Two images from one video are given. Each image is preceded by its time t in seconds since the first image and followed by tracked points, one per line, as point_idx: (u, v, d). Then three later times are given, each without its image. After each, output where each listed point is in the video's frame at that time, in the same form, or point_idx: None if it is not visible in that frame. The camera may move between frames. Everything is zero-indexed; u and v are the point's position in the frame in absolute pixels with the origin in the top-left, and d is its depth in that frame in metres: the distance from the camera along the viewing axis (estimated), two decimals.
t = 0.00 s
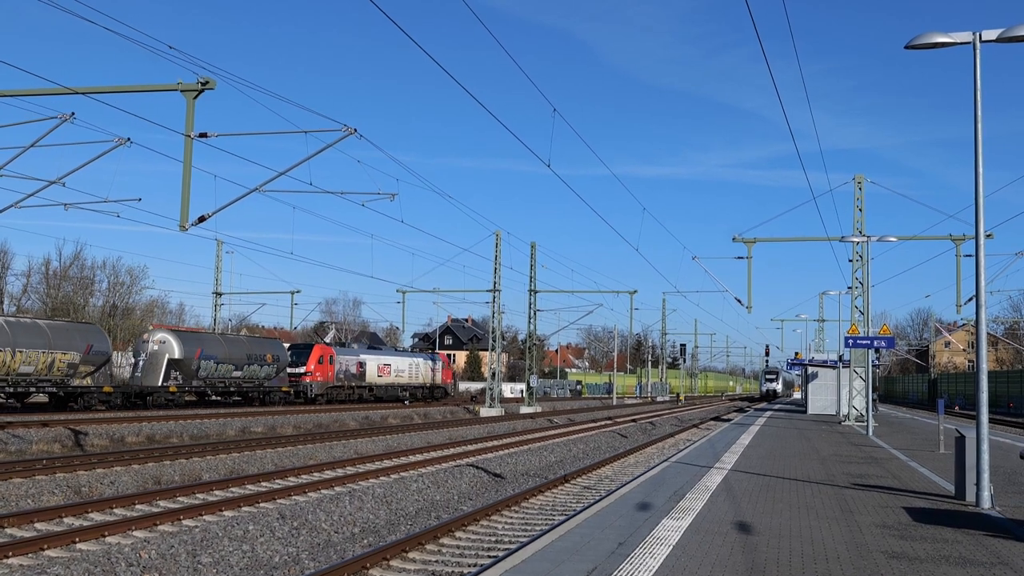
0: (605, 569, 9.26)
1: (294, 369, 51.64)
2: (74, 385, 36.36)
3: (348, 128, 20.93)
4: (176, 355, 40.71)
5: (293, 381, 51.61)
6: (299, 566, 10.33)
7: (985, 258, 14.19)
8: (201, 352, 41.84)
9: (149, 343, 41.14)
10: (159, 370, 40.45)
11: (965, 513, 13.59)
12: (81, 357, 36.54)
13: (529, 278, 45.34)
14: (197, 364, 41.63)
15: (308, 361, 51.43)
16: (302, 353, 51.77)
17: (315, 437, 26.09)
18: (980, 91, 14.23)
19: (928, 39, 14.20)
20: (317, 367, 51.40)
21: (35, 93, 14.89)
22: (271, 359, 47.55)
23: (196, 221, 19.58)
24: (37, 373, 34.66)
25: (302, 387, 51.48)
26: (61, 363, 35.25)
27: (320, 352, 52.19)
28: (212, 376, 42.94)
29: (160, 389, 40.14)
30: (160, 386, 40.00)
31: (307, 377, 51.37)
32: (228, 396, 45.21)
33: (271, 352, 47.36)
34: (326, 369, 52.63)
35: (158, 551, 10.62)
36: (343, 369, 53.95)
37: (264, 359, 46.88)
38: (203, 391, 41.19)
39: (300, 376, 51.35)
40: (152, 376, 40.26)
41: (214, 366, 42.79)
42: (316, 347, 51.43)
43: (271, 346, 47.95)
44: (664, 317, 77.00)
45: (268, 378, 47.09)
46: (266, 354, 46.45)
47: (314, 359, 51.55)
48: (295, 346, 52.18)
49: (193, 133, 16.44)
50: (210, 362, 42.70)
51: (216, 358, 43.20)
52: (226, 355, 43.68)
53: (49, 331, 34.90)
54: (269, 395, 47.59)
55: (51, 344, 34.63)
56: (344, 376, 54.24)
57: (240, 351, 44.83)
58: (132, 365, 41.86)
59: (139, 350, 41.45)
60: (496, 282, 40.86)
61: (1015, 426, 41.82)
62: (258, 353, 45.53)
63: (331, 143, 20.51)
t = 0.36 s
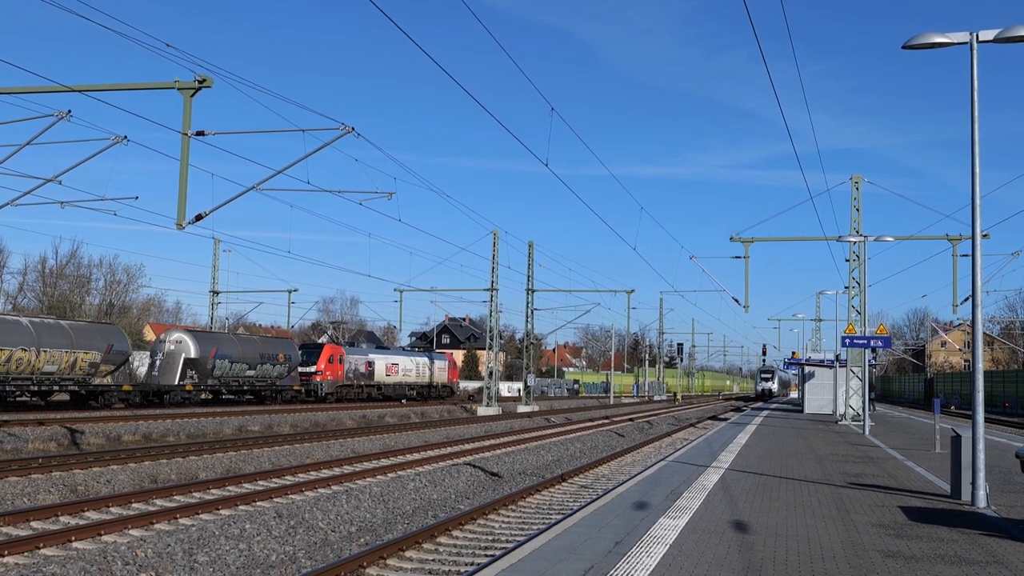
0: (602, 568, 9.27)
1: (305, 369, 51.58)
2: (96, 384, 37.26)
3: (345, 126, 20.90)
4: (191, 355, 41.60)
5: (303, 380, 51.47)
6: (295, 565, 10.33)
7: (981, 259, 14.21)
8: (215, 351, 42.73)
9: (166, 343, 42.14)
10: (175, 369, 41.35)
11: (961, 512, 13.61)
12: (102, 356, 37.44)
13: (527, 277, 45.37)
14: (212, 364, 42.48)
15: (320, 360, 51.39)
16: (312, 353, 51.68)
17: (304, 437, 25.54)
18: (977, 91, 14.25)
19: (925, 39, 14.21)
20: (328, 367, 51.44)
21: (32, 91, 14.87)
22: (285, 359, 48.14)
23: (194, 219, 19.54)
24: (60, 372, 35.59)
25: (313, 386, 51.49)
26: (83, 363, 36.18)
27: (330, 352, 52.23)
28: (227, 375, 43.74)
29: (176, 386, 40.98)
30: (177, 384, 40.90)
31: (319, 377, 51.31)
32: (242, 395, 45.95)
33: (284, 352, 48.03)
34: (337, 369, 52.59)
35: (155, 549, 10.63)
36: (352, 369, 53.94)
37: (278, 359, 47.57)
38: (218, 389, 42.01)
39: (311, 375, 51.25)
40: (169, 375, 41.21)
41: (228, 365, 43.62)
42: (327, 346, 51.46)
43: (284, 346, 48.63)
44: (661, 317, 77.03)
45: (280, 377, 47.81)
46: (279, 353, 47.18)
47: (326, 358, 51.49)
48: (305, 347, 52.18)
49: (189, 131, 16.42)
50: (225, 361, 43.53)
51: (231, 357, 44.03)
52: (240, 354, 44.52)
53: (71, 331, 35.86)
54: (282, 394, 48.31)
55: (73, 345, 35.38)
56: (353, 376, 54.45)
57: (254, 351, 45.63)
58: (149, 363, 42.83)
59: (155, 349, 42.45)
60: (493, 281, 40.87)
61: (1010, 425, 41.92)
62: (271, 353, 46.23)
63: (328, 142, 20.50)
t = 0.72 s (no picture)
0: (596, 568, 9.28)
1: (313, 368, 52.53)
2: (113, 383, 37.56)
3: (338, 126, 20.84)
4: (204, 355, 42.22)
5: (311, 380, 52.36)
6: (289, 565, 10.32)
7: (975, 259, 14.24)
8: (227, 352, 43.30)
9: (179, 342, 42.72)
10: (189, 368, 41.87)
11: (954, 512, 13.64)
12: (119, 356, 37.66)
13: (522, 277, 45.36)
14: (224, 364, 43.15)
15: (327, 360, 52.12)
16: (320, 353, 52.50)
17: (297, 437, 25.34)
18: (971, 91, 14.28)
19: (920, 39, 14.25)
20: (335, 367, 52.13)
21: (25, 89, 14.84)
22: (293, 360, 48.43)
23: (188, 218, 19.52)
24: (80, 371, 36.00)
25: (321, 385, 52.46)
26: (102, 363, 36.49)
27: (337, 352, 53.02)
28: (237, 375, 44.26)
29: (190, 386, 41.71)
30: (190, 383, 41.57)
31: (326, 376, 52.14)
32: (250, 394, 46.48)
33: (293, 352, 48.37)
34: (344, 368, 53.35)
35: (148, 548, 10.61)
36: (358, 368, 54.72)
37: (286, 359, 47.97)
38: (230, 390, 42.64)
39: (319, 375, 52.12)
40: (182, 374, 41.87)
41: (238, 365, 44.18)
42: (333, 347, 52.20)
43: (293, 346, 49.10)
44: (656, 317, 77.03)
45: (288, 377, 48.30)
46: (287, 354, 47.65)
47: (332, 359, 52.23)
48: (313, 346, 53.03)
49: (184, 130, 16.40)
50: (236, 362, 44.13)
51: (242, 357, 44.61)
52: (251, 354, 45.07)
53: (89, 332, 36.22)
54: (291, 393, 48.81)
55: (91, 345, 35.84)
56: (360, 376, 55.01)
57: (264, 351, 46.13)
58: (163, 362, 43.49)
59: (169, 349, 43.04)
60: (488, 280, 40.86)
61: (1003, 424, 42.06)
62: (281, 353, 46.69)
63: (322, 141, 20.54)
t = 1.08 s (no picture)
0: (593, 567, 9.30)
1: (323, 369, 52.31)
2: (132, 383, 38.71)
3: (335, 125, 21.17)
4: (219, 355, 42.64)
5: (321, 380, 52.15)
6: (285, 565, 10.32)
7: (971, 259, 14.27)
8: (241, 352, 43.66)
9: (194, 343, 43.10)
10: (205, 369, 42.44)
11: (950, 512, 13.69)
12: (138, 357, 38.89)
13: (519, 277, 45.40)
14: (238, 364, 43.55)
15: (337, 360, 52.00)
16: (329, 353, 52.31)
17: (294, 437, 25.34)
18: (968, 92, 14.31)
19: (916, 40, 14.28)
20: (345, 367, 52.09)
21: (22, 89, 14.82)
22: (305, 360, 48.88)
23: (186, 219, 19.52)
24: (102, 371, 36.85)
25: (331, 386, 52.23)
26: (123, 362, 37.63)
27: (347, 352, 52.99)
28: (251, 375, 44.67)
29: (205, 386, 42.28)
30: (206, 383, 42.20)
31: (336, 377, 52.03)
32: (263, 394, 46.91)
33: (303, 352, 48.74)
34: (353, 369, 53.38)
35: (145, 548, 10.61)
36: (367, 369, 54.69)
37: (298, 359, 48.33)
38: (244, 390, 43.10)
39: (328, 375, 51.87)
40: (198, 374, 42.33)
41: (252, 366, 44.58)
42: (343, 347, 52.17)
43: (304, 346, 49.43)
44: (653, 317, 77.06)
45: (300, 377, 48.59)
46: (299, 355, 47.98)
47: (342, 359, 52.12)
48: (322, 347, 52.88)
49: (181, 130, 16.39)
50: (249, 362, 44.51)
51: (255, 357, 44.92)
52: (264, 355, 45.37)
53: (110, 332, 37.40)
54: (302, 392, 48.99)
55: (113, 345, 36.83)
56: (368, 376, 55.15)
57: (276, 351, 46.44)
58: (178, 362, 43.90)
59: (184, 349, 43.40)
60: (486, 280, 40.88)
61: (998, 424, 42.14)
62: (292, 353, 47.00)
63: (318, 140, 20.85)
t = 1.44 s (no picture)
0: (588, 567, 9.31)
1: (330, 369, 52.85)
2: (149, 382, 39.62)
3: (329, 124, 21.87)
4: (230, 356, 43.99)
5: (328, 380, 52.77)
6: (280, 565, 10.31)
7: (965, 259, 14.30)
8: (252, 352, 44.76)
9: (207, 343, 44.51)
10: (216, 368, 43.93)
11: (944, 512, 13.71)
12: (154, 357, 39.68)
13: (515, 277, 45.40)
14: (249, 364, 44.77)
15: (344, 361, 52.57)
16: (337, 353, 52.91)
17: (289, 436, 25.29)
18: (962, 93, 14.35)
19: (911, 41, 14.30)
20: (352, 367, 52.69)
21: (16, 88, 14.79)
22: (313, 359, 49.97)
23: (180, 218, 19.47)
24: (119, 371, 38.02)
25: (338, 385, 52.75)
26: (139, 363, 38.50)
27: (354, 353, 53.51)
28: (261, 375, 45.84)
29: (217, 385, 43.54)
30: (218, 382, 43.52)
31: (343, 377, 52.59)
32: (272, 394, 48.08)
33: (313, 352, 49.82)
34: (360, 369, 53.93)
35: (140, 548, 10.59)
36: (373, 370, 55.21)
37: (306, 360, 49.44)
38: (255, 389, 44.39)
39: (336, 375, 52.38)
40: (210, 373, 43.84)
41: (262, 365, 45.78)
42: (350, 347, 52.70)
43: (312, 347, 50.33)
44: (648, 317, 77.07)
45: (309, 377, 49.59)
46: (308, 356, 49.00)
47: (349, 359, 52.70)
48: (329, 347, 53.41)
49: (176, 129, 16.37)
50: (260, 362, 45.67)
51: (266, 358, 46.07)
52: (274, 355, 46.47)
53: (126, 334, 38.38)
54: (311, 393, 49.98)
55: (130, 346, 38.03)
56: (374, 376, 55.69)
57: (286, 353, 47.60)
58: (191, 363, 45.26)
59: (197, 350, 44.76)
60: (480, 280, 40.86)
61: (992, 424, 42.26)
62: (302, 355, 48.29)
63: (314, 140, 21.80)
